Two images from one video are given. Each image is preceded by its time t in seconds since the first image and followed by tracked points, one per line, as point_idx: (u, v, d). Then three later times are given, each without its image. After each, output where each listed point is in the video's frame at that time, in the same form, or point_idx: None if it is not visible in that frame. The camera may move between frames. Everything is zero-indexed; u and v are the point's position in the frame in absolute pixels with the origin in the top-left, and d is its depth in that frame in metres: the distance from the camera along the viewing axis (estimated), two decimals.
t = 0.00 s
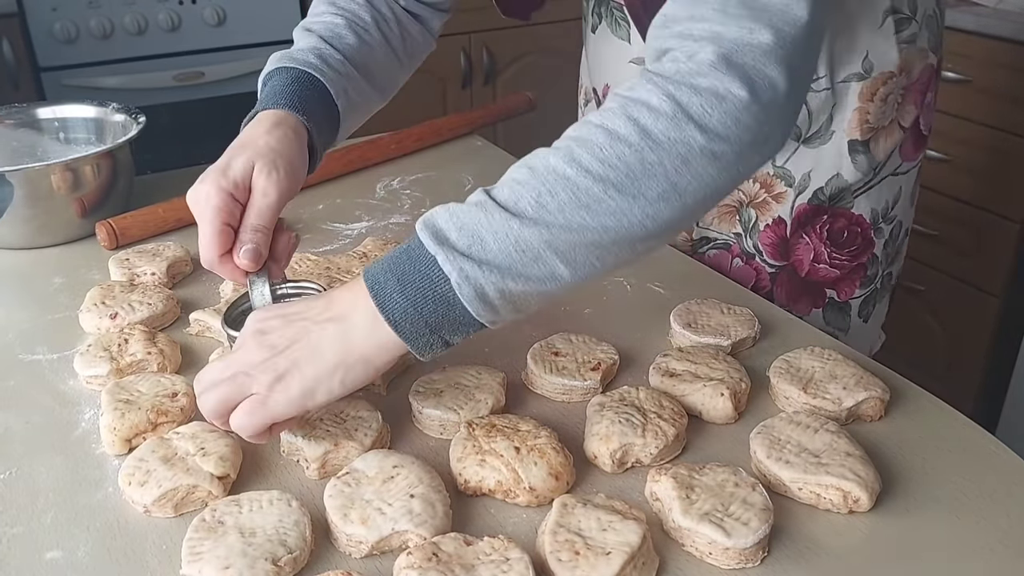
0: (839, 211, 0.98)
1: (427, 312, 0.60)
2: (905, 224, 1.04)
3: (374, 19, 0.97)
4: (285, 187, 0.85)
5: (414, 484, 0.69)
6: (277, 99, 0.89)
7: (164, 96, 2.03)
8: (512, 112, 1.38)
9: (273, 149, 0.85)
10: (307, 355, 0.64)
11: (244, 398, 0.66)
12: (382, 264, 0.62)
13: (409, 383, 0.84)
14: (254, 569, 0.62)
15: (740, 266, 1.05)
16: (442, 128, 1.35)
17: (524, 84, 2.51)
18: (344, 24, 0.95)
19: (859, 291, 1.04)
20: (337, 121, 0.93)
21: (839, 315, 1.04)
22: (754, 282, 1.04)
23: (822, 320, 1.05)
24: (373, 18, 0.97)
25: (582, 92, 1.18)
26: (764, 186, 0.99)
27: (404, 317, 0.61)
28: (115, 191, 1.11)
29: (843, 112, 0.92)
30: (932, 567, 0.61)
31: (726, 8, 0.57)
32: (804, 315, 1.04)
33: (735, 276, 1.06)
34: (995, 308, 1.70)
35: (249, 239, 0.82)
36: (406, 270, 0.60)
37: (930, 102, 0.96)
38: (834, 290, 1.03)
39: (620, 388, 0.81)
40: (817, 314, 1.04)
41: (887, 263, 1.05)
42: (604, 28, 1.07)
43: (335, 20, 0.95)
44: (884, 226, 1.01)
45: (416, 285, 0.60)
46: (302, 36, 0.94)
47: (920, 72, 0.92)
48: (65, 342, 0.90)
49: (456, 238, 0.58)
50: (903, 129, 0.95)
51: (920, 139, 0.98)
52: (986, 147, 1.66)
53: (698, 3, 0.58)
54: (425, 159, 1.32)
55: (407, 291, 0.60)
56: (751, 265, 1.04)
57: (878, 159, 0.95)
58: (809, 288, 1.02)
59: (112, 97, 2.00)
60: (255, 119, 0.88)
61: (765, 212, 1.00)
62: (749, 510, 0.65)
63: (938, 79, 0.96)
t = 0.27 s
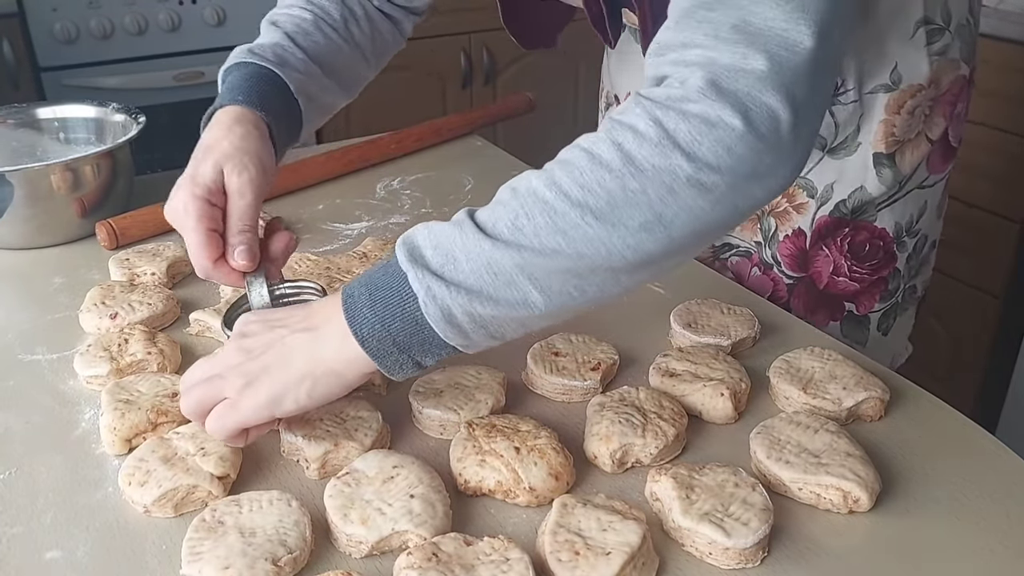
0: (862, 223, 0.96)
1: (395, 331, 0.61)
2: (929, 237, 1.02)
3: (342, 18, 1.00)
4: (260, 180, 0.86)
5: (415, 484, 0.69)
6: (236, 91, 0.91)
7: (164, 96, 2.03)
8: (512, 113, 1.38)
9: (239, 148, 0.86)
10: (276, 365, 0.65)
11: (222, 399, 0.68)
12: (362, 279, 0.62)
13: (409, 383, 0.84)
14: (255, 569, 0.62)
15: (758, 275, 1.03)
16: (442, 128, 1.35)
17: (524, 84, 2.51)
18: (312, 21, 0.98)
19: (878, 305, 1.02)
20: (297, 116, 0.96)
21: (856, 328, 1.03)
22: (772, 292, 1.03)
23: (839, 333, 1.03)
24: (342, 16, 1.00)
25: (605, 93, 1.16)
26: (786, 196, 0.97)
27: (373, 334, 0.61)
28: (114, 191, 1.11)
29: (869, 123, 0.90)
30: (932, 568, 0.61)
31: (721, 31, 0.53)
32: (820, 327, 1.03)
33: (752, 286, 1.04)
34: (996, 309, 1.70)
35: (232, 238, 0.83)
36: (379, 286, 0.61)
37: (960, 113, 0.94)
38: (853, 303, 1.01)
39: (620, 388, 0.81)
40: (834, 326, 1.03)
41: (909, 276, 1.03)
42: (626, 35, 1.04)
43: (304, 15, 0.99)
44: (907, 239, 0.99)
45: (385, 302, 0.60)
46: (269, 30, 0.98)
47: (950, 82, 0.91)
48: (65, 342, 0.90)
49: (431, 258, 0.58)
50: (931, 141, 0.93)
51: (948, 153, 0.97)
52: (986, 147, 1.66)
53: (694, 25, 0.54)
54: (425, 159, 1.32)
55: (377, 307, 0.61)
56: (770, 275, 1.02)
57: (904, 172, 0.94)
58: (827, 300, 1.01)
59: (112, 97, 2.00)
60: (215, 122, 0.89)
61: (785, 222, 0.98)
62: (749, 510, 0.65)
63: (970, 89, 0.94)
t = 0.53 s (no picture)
0: (887, 240, 0.95)
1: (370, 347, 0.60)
2: (954, 253, 1.01)
3: (411, 39, 1.00)
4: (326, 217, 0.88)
5: (415, 484, 0.69)
6: (332, 145, 0.92)
7: (164, 96, 2.03)
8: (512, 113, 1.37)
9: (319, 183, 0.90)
10: (251, 364, 0.66)
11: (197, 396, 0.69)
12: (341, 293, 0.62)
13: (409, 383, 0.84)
14: (255, 569, 0.62)
15: (777, 290, 1.01)
16: (442, 128, 1.35)
17: (524, 84, 2.51)
18: (382, 49, 0.98)
19: (900, 323, 1.00)
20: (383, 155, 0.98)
21: (877, 345, 1.01)
22: (791, 307, 1.01)
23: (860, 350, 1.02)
24: (408, 36, 1.00)
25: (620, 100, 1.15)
26: (810, 210, 0.96)
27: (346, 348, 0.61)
28: (115, 192, 1.10)
29: (900, 137, 0.89)
30: (933, 569, 0.61)
31: (715, 43, 0.50)
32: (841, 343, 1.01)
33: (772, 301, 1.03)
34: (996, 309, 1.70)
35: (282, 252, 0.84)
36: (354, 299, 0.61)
37: (989, 126, 0.93)
38: (875, 321, 0.99)
39: (621, 388, 0.81)
40: (855, 343, 1.01)
41: (932, 292, 1.02)
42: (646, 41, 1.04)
43: (373, 42, 0.98)
44: (932, 256, 0.98)
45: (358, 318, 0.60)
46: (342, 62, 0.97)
47: (983, 95, 0.90)
48: (65, 342, 0.90)
49: (407, 269, 0.58)
50: (961, 155, 0.92)
51: (975, 167, 0.96)
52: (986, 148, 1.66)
53: (688, 35, 0.51)
54: (425, 159, 1.31)
55: (351, 319, 0.60)
56: (789, 290, 1.00)
57: (932, 189, 0.92)
58: (849, 317, 0.99)
59: (112, 97, 2.00)
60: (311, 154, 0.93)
61: (808, 237, 0.97)
62: (749, 510, 0.65)
63: (1000, 101, 0.94)
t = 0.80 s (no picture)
0: (885, 253, 0.93)
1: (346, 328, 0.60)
2: (957, 264, 1.00)
3: (400, 72, 0.97)
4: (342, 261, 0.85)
5: (414, 483, 0.69)
6: (333, 205, 0.90)
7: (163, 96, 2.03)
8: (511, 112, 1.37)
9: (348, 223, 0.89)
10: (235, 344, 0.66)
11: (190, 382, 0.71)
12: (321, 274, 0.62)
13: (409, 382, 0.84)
14: (254, 568, 0.62)
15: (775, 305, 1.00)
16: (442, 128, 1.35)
17: (523, 84, 2.51)
18: (375, 89, 0.95)
19: (900, 333, 0.99)
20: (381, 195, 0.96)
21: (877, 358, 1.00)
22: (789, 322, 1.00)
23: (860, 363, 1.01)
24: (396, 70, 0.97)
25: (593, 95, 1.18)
26: (805, 224, 0.94)
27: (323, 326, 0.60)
28: (114, 191, 1.11)
29: (897, 151, 0.89)
30: (933, 568, 0.61)
31: (686, 31, 0.48)
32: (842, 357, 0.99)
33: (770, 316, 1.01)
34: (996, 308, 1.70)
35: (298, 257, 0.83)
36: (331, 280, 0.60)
37: (990, 136, 0.93)
38: (874, 333, 0.98)
39: (620, 388, 0.81)
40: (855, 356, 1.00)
41: (935, 304, 1.01)
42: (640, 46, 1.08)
43: (363, 82, 0.95)
44: (933, 267, 0.97)
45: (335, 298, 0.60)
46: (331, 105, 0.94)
47: (983, 105, 0.89)
48: (64, 342, 0.90)
49: (379, 248, 0.57)
50: (961, 167, 0.92)
51: (977, 178, 0.95)
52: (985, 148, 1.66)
53: (660, 23, 0.49)
54: (425, 159, 1.31)
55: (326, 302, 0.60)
56: (787, 305, 0.99)
57: (931, 202, 0.92)
58: (848, 332, 0.97)
59: (112, 97, 1.99)
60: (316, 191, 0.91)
61: (805, 251, 0.95)
62: (748, 509, 0.65)
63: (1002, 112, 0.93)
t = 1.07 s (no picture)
0: (843, 214, 1.02)
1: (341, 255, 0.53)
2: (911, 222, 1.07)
3: (395, 81, 0.94)
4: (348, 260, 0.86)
5: (414, 483, 0.69)
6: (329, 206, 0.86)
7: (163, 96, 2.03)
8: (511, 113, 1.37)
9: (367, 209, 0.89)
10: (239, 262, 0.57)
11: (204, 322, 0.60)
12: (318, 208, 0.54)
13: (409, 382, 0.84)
14: (254, 569, 0.62)
15: (747, 270, 1.08)
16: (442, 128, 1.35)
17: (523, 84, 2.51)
18: (369, 96, 0.92)
19: (863, 292, 1.07)
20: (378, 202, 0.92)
21: (842, 314, 1.08)
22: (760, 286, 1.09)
23: (827, 321, 1.09)
24: (392, 78, 0.94)
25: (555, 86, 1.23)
26: (770, 190, 1.04)
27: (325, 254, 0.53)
28: (114, 191, 1.11)
29: (850, 118, 0.97)
30: (932, 567, 0.61)
31: None
32: (809, 316, 1.08)
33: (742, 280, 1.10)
34: (995, 307, 1.69)
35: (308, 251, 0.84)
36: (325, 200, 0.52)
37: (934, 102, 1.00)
38: (839, 291, 1.07)
39: (621, 388, 0.81)
40: (821, 314, 1.08)
41: (891, 262, 1.08)
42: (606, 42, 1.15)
43: (357, 90, 0.92)
44: (889, 226, 1.04)
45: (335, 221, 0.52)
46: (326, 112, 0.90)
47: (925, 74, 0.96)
48: (65, 342, 0.90)
49: (385, 151, 0.50)
50: (909, 132, 0.99)
51: (923, 141, 1.02)
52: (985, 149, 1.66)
53: None
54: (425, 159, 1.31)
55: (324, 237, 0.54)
56: (756, 268, 1.08)
57: (883, 164, 0.99)
58: (815, 290, 1.06)
59: (112, 97, 1.99)
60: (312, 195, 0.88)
61: (770, 216, 1.05)
62: (749, 509, 0.65)
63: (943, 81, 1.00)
